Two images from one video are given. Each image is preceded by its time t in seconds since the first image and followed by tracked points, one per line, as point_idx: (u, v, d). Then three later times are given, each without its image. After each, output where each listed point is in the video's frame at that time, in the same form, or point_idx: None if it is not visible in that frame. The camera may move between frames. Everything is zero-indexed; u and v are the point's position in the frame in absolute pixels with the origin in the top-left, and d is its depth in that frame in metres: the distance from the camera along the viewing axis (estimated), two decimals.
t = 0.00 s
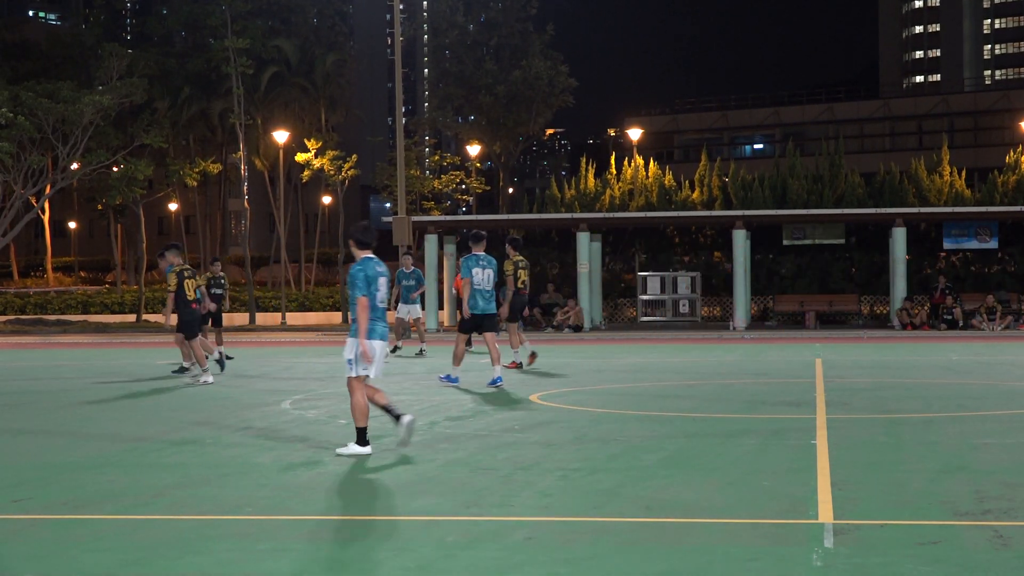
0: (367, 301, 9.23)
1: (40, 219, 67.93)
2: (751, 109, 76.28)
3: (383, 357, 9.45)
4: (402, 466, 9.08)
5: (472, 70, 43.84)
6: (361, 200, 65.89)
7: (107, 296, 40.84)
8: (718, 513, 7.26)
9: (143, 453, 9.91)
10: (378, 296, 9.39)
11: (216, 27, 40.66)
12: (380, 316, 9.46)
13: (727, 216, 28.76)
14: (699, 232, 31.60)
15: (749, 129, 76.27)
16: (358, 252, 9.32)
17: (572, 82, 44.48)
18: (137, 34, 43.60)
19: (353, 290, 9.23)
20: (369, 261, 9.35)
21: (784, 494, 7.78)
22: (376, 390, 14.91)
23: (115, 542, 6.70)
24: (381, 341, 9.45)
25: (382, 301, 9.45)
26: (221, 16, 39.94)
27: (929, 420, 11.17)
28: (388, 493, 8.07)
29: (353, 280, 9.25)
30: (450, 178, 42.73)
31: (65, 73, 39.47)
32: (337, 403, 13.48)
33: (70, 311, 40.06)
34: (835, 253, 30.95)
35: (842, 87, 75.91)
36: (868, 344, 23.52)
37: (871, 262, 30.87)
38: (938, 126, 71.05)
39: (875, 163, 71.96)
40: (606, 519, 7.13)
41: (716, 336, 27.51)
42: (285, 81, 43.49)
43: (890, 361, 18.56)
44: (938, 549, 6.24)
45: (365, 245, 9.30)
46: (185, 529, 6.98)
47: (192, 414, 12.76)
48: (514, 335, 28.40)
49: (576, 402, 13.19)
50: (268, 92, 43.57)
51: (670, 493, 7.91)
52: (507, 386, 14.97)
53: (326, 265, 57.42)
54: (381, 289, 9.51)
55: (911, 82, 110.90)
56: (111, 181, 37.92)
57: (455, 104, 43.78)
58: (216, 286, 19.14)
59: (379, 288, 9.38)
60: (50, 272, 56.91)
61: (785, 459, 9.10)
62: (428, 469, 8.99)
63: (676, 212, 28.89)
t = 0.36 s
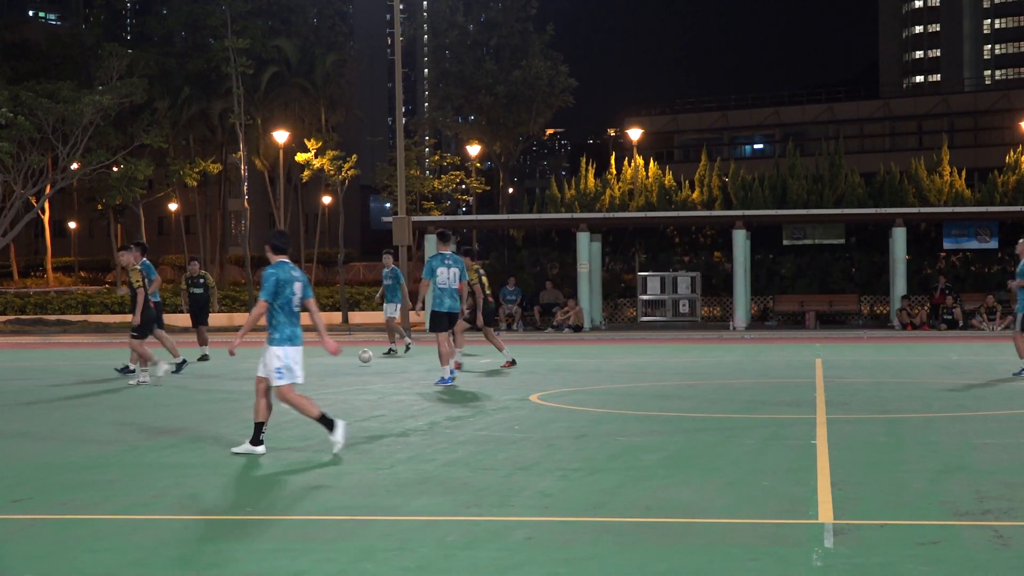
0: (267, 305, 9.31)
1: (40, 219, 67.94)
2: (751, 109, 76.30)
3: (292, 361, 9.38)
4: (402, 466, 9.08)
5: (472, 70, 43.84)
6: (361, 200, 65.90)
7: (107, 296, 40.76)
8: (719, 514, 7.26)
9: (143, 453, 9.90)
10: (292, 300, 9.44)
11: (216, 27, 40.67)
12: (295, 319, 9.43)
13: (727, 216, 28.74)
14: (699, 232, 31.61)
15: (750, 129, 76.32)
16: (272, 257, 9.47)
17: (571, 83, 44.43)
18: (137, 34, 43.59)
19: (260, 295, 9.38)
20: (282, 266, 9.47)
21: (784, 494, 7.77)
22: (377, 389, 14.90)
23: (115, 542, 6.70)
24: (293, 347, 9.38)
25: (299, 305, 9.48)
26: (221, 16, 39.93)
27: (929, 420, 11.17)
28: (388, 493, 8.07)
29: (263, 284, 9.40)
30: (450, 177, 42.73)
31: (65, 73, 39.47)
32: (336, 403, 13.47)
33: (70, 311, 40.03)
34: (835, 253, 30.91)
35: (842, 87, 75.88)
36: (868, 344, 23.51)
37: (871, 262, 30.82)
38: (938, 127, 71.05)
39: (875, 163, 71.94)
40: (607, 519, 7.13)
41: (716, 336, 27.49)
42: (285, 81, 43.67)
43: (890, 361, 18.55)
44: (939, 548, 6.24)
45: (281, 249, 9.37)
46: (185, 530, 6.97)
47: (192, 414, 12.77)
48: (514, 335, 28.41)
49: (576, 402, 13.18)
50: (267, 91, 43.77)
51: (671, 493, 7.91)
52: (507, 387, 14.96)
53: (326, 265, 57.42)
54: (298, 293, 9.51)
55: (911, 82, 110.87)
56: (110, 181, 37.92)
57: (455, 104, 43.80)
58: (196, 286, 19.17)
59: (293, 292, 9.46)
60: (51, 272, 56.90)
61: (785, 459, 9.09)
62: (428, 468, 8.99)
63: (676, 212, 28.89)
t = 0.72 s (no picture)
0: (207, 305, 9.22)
1: (40, 218, 68.00)
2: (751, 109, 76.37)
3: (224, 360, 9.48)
4: (403, 466, 9.08)
5: (472, 69, 43.85)
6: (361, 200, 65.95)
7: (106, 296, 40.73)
8: (719, 513, 7.26)
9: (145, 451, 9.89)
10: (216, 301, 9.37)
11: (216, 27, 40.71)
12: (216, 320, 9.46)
13: (727, 216, 28.75)
14: (699, 232, 31.69)
15: (750, 128, 76.43)
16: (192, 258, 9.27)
17: (571, 83, 44.30)
18: (137, 34, 43.60)
19: (190, 294, 9.20)
20: (203, 266, 9.31)
21: (784, 493, 7.78)
22: (377, 389, 14.90)
23: (115, 542, 6.70)
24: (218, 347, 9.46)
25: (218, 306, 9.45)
26: (221, 16, 39.95)
27: (928, 420, 11.16)
28: (388, 492, 8.07)
29: (188, 285, 9.21)
30: (450, 178, 42.75)
31: (65, 73, 39.52)
32: (335, 403, 13.45)
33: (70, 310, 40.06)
34: (835, 254, 30.94)
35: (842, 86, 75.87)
36: (868, 344, 23.53)
37: (871, 262, 30.85)
38: (938, 127, 71.05)
39: (875, 163, 71.94)
40: (607, 519, 7.12)
41: (716, 336, 27.54)
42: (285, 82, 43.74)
43: (891, 361, 18.55)
44: (939, 548, 6.24)
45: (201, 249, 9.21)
46: (184, 530, 6.97)
47: (191, 413, 12.76)
48: (515, 335, 28.44)
49: (575, 402, 13.18)
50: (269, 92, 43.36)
51: (671, 493, 7.91)
52: (506, 387, 14.96)
53: (326, 265, 57.45)
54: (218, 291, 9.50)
55: (911, 82, 110.84)
56: (111, 181, 37.99)
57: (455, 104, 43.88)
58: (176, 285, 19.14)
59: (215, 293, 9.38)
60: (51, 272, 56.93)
61: (785, 459, 9.09)
62: (428, 468, 8.99)
63: (676, 212, 28.90)
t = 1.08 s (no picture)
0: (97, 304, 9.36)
1: (39, 218, 67.97)
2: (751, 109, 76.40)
3: (131, 357, 9.48)
4: (403, 466, 9.08)
5: (472, 70, 43.86)
6: (361, 201, 65.98)
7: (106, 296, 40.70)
8: (720, 513, 7.26)
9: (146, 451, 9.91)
10: (122, 299, 9.51)
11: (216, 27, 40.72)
12: (129, 319, 9.53)
13: (727, 216, 28.74)
14: (699, 232, 31.70)
15: (750, 128, 76.45)
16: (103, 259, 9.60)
17: (571, 83, 44.28)
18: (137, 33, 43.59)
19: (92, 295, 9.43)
20: (113, 266, 9.59)
21: (784, 494, 7.78)
22: (377, 389, 14.90)
23: (115, 542, 6.69)
24: (128, 344, 9.50)
25: (133, 304, 9.56)
26: (221, 16, 39.94)
27: (927, 419, 11.16)
28: (388, 493, 8.07)
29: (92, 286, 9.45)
30: (450, 178, 42.74)
31: (65, 74, 39.51)
32: (334, 403, 13.45)
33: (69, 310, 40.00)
34: (835, 254, 30.96)
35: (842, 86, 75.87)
36: (869, 344, 23.51)
37: (871, 262, 30.85)
38: (938, 127, 71.05)
39: (875, 163, 71.95)
40: (608, 519, 7.12)
41: (718, 336, 27.52)
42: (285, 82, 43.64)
43: (891, 361, 18.56)
44: (939, 548, 6.24)
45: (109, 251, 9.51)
46: (183, 530, 6.97)
47: (190, 413, 12.75)
48: (515, 335, 28.43)
49: (575, 402, 13.17)
50: (268, 91, 43.89)
51: (672, 493, 7.90)
52: (507, 387, 14.96)
53: (326, 265, 57.42)
54: (132, 293, 9.58)
55: (911, 83, 110.93)
56: (111, 181, 38.00)
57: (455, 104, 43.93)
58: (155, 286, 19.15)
59: (124, 291, 9.53)
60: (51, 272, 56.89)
61: (786, 459, 9.09)
62: (428, 468, 8.99)
63: (676, 212, 28.89)
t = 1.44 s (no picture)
0: (27, 300, 9.66)
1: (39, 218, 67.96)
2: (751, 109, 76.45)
3: (51, 355, 9.85)
4: (403, 466, 9.08)
5: (472, 69, 43.85)
6: (361, 200, 66.01)
7: (106, 297, 40.73)
8: (721, 513, 7.25)
9: (142, 451, 9.92)
10: (46, 296, 9.83)
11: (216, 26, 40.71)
12: (50, 315, 9.87)
13: (727, 216, 28.75)
14: (699, 232, 31.72)
15: (749, 129, 76.51)
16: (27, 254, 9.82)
17: (571, 83, 44.30)
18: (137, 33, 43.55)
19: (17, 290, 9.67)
20: (37, 263, 9.85)
21: (784, 494, 7.77)
22: (377, 389, 14.89)
23: (115, 542, 6.70)
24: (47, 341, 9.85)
25: (55, 301, 9.89)
26: (220, 16, 39.94)
27: (927, 419, 11.15)
28: (388, 493, 8.07)
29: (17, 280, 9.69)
30: (450, 178, 42.75)
31: (65, 74, 39.48)
32: (334, 403, 13.44)
33: (70, 310, 39.96)
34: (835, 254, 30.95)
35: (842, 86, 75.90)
36: (869, 344, 23.53)
37: (871, 261, 30.83)
38: (938, 127, 71.06)
39: (875, 163, 71.98)
40: (608, 519, 7.12)
41: (719, 336, 27.53)
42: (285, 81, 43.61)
43: (890, 361, 18.55)
44: (939, 548, 6.24)
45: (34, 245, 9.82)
46: (184, 530, 6.97)
47: (189, 413, 12.76)
48: (516, 335, 28.44)
49: (576, 402, 13.16)
50: (268, 91, 43.76)
51: (672, 493, 7.90)
52: (507, 387, 14.95)
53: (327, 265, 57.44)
54: (54, 290, 9.88)
55: (911, 83, 111.04)
56: (111, 181, 37.98)
57: (455, 104, 43.97)
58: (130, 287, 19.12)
59: (48, 288, 9.82)
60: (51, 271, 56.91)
61: (786, 459, 9.08)
62: (428, 468, 8.99)
63: (676, 212, 28.88)
